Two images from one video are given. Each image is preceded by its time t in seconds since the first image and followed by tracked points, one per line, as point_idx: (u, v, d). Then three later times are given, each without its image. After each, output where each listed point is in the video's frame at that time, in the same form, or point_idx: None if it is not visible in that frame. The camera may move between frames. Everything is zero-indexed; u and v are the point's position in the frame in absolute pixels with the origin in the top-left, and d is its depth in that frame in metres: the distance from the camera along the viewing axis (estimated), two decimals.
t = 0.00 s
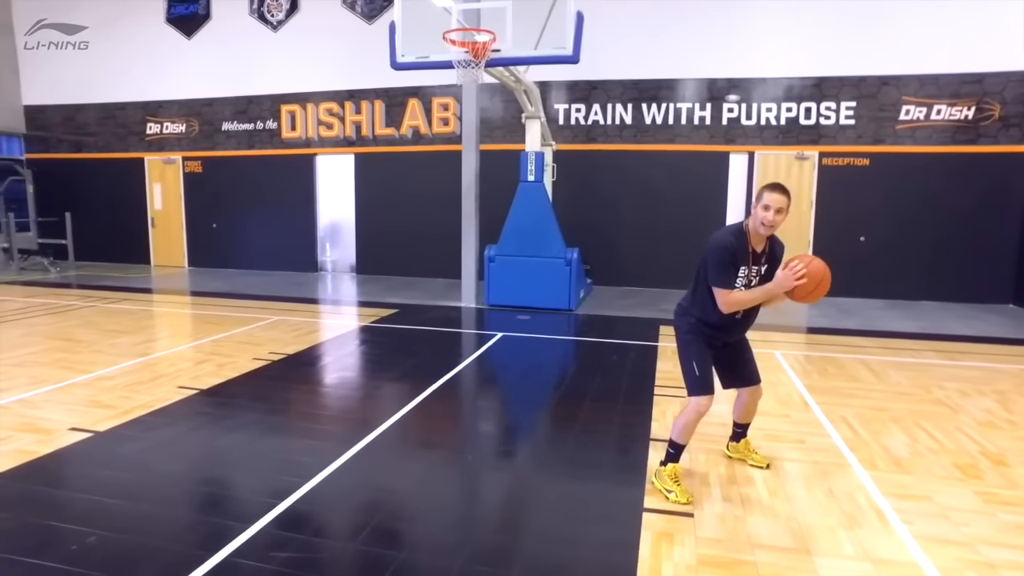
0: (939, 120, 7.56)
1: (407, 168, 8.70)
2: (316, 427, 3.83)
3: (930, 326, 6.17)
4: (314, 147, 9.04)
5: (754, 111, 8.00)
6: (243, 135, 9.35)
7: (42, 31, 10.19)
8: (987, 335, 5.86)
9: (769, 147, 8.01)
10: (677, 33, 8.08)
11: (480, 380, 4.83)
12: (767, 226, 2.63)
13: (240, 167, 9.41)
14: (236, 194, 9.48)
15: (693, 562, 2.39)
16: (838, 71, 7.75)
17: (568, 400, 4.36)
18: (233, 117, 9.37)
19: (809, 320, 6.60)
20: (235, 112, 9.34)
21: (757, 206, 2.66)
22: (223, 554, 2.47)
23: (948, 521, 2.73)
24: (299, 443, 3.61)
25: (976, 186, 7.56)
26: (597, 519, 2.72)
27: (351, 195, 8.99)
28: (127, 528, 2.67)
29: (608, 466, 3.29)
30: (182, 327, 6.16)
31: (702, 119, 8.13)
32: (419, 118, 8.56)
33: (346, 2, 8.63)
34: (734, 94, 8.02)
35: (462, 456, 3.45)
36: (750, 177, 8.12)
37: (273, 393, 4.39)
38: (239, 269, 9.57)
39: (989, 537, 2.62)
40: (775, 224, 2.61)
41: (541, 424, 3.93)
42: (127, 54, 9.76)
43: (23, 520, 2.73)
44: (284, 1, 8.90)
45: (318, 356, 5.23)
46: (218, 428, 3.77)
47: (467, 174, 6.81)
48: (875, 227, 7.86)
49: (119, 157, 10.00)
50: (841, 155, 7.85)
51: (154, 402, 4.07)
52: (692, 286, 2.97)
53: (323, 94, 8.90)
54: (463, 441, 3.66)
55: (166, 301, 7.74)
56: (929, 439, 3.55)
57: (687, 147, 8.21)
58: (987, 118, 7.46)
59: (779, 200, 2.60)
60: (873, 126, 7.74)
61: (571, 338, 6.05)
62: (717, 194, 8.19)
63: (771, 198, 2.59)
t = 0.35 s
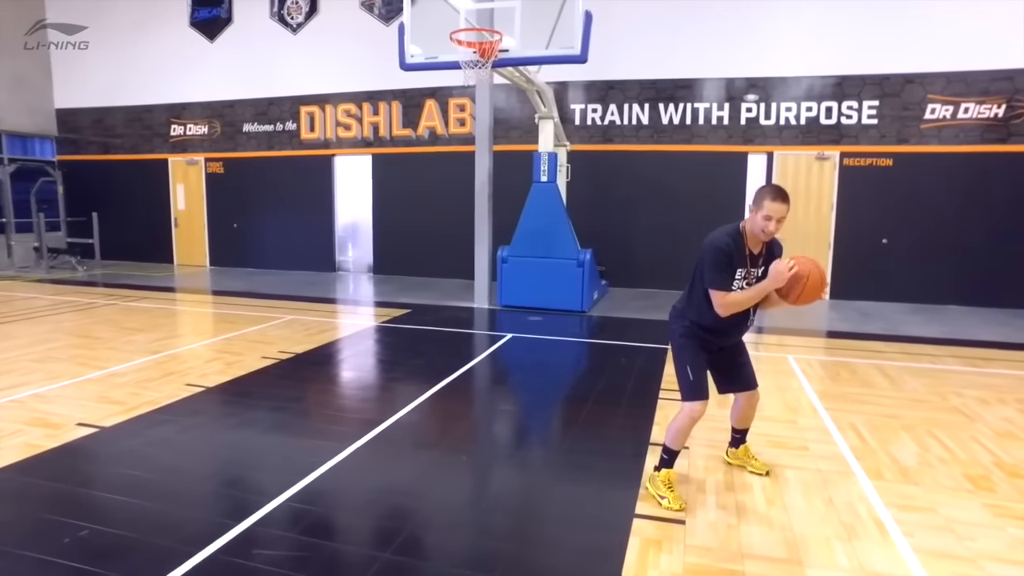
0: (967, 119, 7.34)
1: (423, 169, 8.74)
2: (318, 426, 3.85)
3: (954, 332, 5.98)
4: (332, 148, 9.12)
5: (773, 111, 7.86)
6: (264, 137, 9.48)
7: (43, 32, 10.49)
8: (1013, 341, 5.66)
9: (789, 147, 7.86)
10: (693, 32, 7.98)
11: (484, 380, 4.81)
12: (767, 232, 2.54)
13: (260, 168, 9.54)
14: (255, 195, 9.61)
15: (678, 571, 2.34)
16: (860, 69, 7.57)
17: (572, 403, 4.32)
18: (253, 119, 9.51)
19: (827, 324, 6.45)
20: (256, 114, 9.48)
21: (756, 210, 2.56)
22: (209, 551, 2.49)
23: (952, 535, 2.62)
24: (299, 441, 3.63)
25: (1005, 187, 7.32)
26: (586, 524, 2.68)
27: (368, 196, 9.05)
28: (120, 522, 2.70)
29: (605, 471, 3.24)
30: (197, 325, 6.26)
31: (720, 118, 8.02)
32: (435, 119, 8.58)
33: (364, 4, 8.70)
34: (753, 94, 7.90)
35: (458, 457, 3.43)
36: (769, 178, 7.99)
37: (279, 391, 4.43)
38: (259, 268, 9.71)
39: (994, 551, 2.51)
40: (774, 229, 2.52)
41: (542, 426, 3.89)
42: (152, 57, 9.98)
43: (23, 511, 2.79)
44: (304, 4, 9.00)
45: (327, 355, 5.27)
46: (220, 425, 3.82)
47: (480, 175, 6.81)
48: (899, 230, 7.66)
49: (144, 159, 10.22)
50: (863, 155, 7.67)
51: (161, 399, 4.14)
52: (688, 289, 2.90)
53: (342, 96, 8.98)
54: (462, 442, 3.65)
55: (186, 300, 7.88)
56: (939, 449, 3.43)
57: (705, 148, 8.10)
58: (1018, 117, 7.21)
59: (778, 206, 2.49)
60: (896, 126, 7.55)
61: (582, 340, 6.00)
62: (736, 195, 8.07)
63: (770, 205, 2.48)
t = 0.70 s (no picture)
0: (1000, 115, 7.10)
1: (443, 168, 8.77)
2: (326, 422, 3.88)
3: (982, 335, 5.79)
4: (354, 147, 9.20)
5: (797, 109, 7.71)
6: (287, 137, 9.62)
7: (42, 31, 10.27)
8: None
9: (812, 145, 7.71)
10: (716, 30, 7.87)
11: (495, 379, 4.80)
12: (768, 237, 2.48)
13: (284, 168, 9.67)
14: (278, 195, 9.75)
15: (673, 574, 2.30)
16: (887, 65, 7.39)
17: (581, 402, 4.29)
18: (277, 119, 9.65)
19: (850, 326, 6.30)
20: (279, 114, 9.61)
21: (757, 212, 2.48)
22: (207, 543, 2.52)
23: (963, 544, 2.52)
24: (306, 436, 3.66)
25: None
26: (584, 526, 2.65)
27: (389, 196, 9.12)
28: (125, 511, 2.75)
29: (607, 471, 3.20)
30: (217, 322, 6.37)
31: (742, 116, 7.90)
32: (455, 119, 8.61)
33: (386, 5, 8.76)
34: (776, 91, 7.76)
35: (462, 455, 3.43)
36: (791, 177, 7.86)
37: (291, 387, 4.49)
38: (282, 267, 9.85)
39: (1006, 562, 2.41)
40: (776, 234, 2.45)
41: (548, 426, 3.87)
42: (179, 60, 10.18)
43: (33, 499, 2.86)
44: (327, 5, 9.10)
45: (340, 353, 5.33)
46: (231, 420, 3.87)
47: (497, 174, 6.82)
48: (928, 230, 7.46)
49: (172, 159, 10.44)
50: (889, 154, 7.48)
51: (175, 394, 4.21)
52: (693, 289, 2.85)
53: (363, 96, 9.05)
54: (467, 440, 3.64)
55: (210, 297, 8.03)
56: (957, 455, 3.32)
57: (727, 146, 7.99)
58: None
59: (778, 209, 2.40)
60: (925, 123, 7.35)
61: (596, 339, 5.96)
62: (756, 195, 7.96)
63: (769, 210, 2.41)
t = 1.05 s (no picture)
0: (1022, 113, 6.94)
1: (455, 168, 8.78)
2: (328, 421, 3.89)
3: (1000, 338, 5.66)
4: (367, 148, 9.24)
5: (811, 108, 7.61)
6: (301, 137, 9.69)
7: (43, 31, 10.13)
8: None
9: (826, 145, 7.61)
10: (730, 28, 7.78)
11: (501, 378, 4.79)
12: (763, 238, 2.44)
13: (298, 169, 9.75)
14: (292, 195, 9.83)
15: None
16: (905, 63, 7.26)
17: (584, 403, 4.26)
18: (292, 120, 9.72)
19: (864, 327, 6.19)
20: (293, 115, 9.69)
21: (754, 213, 2.44)
22: (201, 539, 2.53)
23: (968, 552, 2.45)
24: (307, 435, 3.67)
25: None
26: (578, 528, 2.62)
27: (401, 196, 9.15)
28: (121, 507, 2.76)
29: (606, 473, 3.17)
30: (228, 321, 6.42)
31: (756, 116, 7.81)
32: (467, 119, 8.61)
33: (398, 5, 8.79)
34: (790, 90, 7.67)
35: (459, 455, 3.41)
36: (805, 177, 7.75)
37: (296, 385, 4.51)
38: (296, 267, 9.93)
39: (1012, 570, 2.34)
40: (771, 235, 2.41)
41: (550, 426, 3.84)
42: (196, 62, 10.29)
43: (33, 494, 2.88)
44: (340, 7, 9.15)
45: (347, 351, 5.35)
46: (234, 417, 3.89)
47: (507, 174, 6.81)
48: (946, 230, 7.32)
49: (189, 160, 10.57)
50: (907, 153, 7.35)
51: (180, 392, 4.24)
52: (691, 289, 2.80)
53: (376, 96, 9.09)
54: (467, 440, 3.63)
55: (224, 296, 8.11)
56: (967, 461, 3.24)
57: (740, 146, 7.91)
58: None
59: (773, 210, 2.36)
60: (943, 122, 7.21)
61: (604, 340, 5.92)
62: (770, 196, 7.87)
63: (764, 210, 2.37)
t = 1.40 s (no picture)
0: None
1: (458, 169, 8.74)
2: (320, 424, 3.86)
3: (1009, 343, 5.56)
4: (370, 148, 9.23)
5: (817, 109, 7.52)
6: (305, 138, 9.69)
7: (43, 31, 10.09)
8: None
9: (832, 146, 7.51)
10: (735, 29, 7.70)
11: (497, 381, 4.75)
12: (747, 248, 2.38)
13: (302, 170, 9.75)
14: (296, 196, 9.83)
15: None
16: (912, 63, 7.15)
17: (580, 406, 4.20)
18: (296, 121, 9.73)
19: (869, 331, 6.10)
20: (298, 116, 9.69)
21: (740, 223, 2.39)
22: (183, 545, 2.50)
23: (966, 567, 2.37)
24: (297, 438, 3.64)
25: None
26: (564, 538, 2.56)
27: (404, 197, 9.13)
28: (104, 512, 2.74)
29: (597, 479, 3.11)
30: (228, 322, 6.42)
31: (761, 117, 7.73)
32: (471, 120, 8.57)
33: (402, 6, 8.77)
34: (796, 91, 7.58)
35: (450, 459, 3.37)
36: (810, 179, 7.66)
37: (290, 387, 4.48)
38: (300, 268, 9.93)
39: None
40: (755, 244, 2.36)
41: (543, 429, 3.79)
42: (202, 64, 10.32)
43: (17, 498, 2.86)
44: (344, 8, 9.14)
45: (344, 353, 5.32)
46: (226, 420, 3.86)
47: (509, 174, 6.77)
48: (955, 233, 7.20)
49: (194, 161, 10.60)
50: (915, 154, 7.24)
51: (174, 394, 4.23)
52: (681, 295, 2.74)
53: (380, 98, 9.07)
54: (458, 443, 3.59)
55: (226, 297, 8.11)
56: (969, 471, 3.15)
57: (745, 147, 7.83)
58: None
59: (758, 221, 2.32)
60: (952, 122, 7.10)
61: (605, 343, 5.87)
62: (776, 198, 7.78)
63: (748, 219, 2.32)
